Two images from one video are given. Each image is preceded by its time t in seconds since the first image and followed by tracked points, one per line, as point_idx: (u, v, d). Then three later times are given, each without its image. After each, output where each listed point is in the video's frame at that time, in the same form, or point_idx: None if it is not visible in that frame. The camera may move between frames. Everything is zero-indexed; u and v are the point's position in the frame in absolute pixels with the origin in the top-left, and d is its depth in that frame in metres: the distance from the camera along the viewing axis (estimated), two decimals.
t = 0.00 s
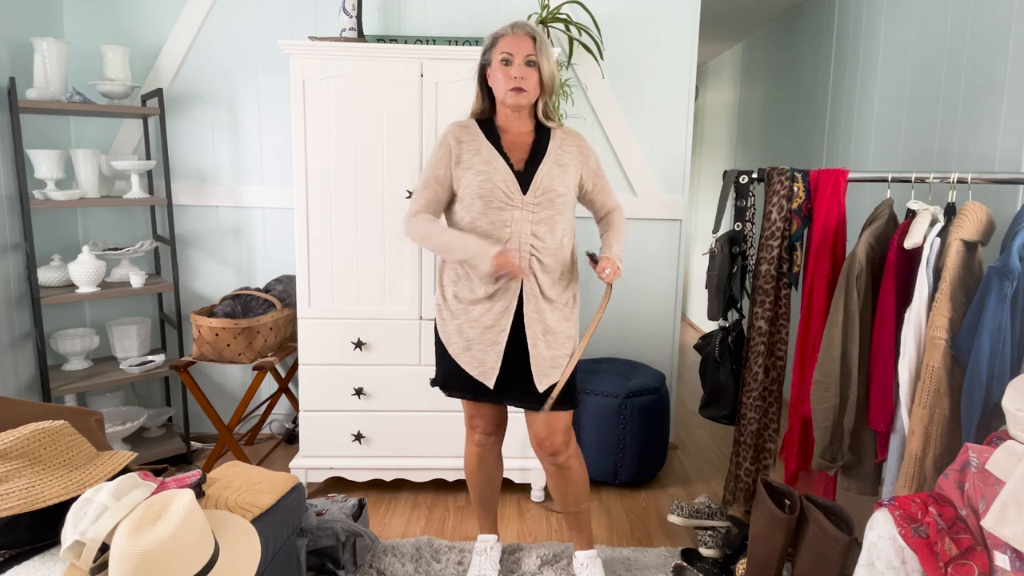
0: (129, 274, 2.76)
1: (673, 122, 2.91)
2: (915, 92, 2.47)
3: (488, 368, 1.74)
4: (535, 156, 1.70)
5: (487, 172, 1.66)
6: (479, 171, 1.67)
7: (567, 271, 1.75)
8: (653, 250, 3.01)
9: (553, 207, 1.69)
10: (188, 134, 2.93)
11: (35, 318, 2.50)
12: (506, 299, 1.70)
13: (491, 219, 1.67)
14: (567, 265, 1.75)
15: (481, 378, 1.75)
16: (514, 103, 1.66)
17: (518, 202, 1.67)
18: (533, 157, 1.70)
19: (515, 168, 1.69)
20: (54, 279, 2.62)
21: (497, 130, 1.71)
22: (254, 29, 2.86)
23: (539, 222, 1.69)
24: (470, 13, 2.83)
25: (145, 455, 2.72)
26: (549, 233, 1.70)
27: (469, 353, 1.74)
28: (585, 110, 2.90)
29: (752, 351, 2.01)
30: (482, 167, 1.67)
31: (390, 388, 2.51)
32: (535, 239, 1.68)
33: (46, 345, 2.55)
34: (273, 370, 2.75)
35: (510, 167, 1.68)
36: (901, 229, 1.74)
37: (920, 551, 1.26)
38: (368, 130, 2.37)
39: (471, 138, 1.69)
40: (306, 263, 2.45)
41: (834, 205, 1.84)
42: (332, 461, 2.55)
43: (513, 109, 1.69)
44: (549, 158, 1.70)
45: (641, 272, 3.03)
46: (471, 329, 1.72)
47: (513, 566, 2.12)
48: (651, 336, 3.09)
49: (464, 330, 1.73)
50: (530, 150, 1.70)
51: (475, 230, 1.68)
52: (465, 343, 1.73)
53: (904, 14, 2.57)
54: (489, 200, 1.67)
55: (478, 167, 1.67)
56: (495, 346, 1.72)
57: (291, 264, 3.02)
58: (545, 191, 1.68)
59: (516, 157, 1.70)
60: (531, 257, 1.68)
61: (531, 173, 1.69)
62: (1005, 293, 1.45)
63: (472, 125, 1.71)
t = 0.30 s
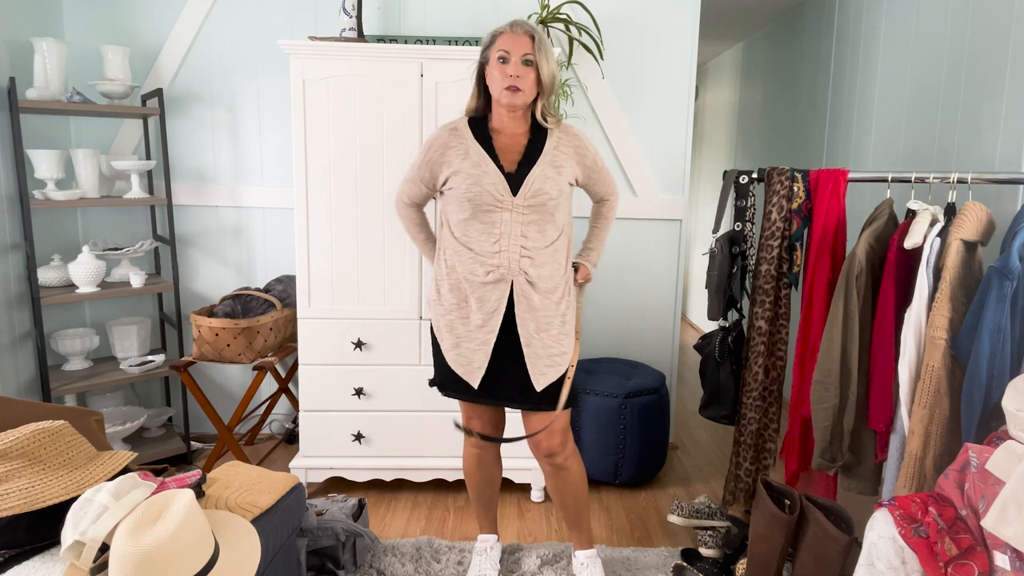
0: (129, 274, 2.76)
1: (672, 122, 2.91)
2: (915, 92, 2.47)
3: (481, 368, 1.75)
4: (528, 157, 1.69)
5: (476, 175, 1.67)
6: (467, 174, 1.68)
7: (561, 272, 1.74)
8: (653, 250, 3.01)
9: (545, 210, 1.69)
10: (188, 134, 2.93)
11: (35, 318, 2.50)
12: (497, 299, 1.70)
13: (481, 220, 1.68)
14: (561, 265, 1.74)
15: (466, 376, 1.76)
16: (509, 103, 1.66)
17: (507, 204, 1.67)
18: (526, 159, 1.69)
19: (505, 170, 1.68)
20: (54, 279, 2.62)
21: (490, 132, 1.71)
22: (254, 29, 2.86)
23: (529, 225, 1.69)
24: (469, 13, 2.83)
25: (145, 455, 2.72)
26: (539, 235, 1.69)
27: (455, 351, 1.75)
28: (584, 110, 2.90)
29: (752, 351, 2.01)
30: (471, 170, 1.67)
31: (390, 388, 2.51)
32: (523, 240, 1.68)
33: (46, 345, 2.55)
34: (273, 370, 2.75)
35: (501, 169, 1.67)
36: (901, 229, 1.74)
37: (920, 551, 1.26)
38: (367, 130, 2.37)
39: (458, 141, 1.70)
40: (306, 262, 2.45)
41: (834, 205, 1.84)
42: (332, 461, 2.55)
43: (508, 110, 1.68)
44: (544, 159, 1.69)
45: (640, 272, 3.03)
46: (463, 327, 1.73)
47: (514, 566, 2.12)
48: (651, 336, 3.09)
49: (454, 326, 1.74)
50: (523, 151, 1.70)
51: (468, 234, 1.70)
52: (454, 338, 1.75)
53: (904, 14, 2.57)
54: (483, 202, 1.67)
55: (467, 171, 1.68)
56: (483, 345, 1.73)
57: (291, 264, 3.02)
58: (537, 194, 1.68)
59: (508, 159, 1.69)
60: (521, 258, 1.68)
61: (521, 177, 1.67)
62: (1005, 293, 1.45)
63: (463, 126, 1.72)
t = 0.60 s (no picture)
0: (129, 274, 2.76)
1: (672, 122, 2.91)
2: (915, 92, 2.47)
3: (478, 368, 1.75)
4: (523, 158, 1.68)
5: (471, 175, 1.67)
6: (463, 175, 1.68)
7: (559, 269, 1.72)
8: (652, 250, 3.01)
9: (542, 209, 1.68)
10: (188, 134, 2.93)
11: (35, 318, 2.50)
12: (492, 298, 1.71)
13: (477, 220, 1.69)
14: (559, 264, 1.73)
15: (463, 375, 1.77)
16: (504, 106, 1.65)
17: (502, 204, 1.67)
18: (522, 160, 1.68)
19: (500, 170, 1.68)
20: (54, 279, 2.62)
21: (485, 133, 1.71)
22: (253, 29, 2.86)
23: (525, 225, 1.68)
24: (470, 13, 2.83)
25: (145, 455, 2.72)
26: (535, 234, 1.69)
27: (452, 350, 1.75)
28: (584, 110, 2.91)
29: (752, 351, 2.01)
30: (466, 171, 1.68)
31: (390, 388, 2.51)
32: (518, 240, 1.68)
33: (46, 345, 2.55)
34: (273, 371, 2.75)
35: (496, 169, 1.67)
36: (901, 229, 1.74)
37: (920, 551, 1.26)
38: (367, 130, 2.37)
39: (454, 144, 1.71)
40: (306, 262, 2.45)
41: (834, 205, 1.84)
42: (332, 461, 2.55)
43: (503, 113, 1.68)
44: (541, 158, 1.68)
45: (640, 271, 3.03)
46: (458, 326, 1.74)
47: (513, 566, 2.12)
48: (651, 336, 3.09)
49: (449, 326, 1.74)
50: (518, 152, 1.69)
51: (465, 234, 1.71)
52: (450, 338, 1.75)
53: (905, 14, 2.57)
54: (480, 201, 1.67)
55: (462, 172, 1.69)
56: (478, 345, 1.73)
57: (291, 264, 3.02)
58: (532, 194, 1.67)
59: (503, 159, 1.70)
60: (516, 258, 1.68)
61: (517, 176, 1.67)
62: (1005, 293, 1.45)
63: (460, 125, 1.72)
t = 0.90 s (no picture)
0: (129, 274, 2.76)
1: (672, 122, 2.91)
2: (915, 92, 2.47)
3: (480, 368, 1.75)
4: (524, 157, 1.68)
5: (472, 174, 1.67)
6: (463, 174, 1.68)
7: (560, 268, 1.72)
8: (652, 249, 3.01)
9: (543, 208, 1.68)
10: (188, 134, 2.93)
11: (35, 318, 2.50)
12: (494, 299, 1.71)
13: (478, 219, 1.69)
14: (560, 262, 1.73)
15: (465, 375, 1.77)
16: (504, 108, 1.65)
17: (503, 203, 1.67)
18: (522, 159, 1.68)
19: (501, 169, 1.68)
20: (54, 279, 2.62)
21: (485, 132, 1.71)
22: (253, 29, 2.86)
23: (526, 224, 1.68)
24: (470, 13, 2.83)
25: (144, 455, 2.72)
26: (536, 233, 1.69)
27: (455, 350, 1.75)
28: (584, 111, 2.91)
29: (752, 351, 2.01)
30: (466, 170, 1.68)
31: (390, 388, 2.51)
32: (520, 240, 1.68)
33: (46, 345, 2.55)
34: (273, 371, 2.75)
35: (496, 168, 1.67)
36: (901, 229, 1.74)
37: (920, 551, 1.26)
38: (368, 130, 2.37)
39: (454, 142, 1.71)
40: (306, 262, 2.45)
41: (834, 205, 1.84)
42: (332, 461, 2.55)
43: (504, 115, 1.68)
44: (541, 156, 1.69)
45: (640, 271, 3.03)
46: (460, 327, 1.74)
47: (513, 566, 2.12)
48: (651, 336, 3.09)
49: (451, 326, 1.75)
50: (519, 152, 1.69)
51: (465, 233, 1.70)
52: (452, 339, 1.75)
53: (905, 14, 2.57)
54: (481, 201, 1.67)
55: (462, 171, 1.69)
56: (480, 345, 1.74)
57: (291, 264, 3.02)
58: (533, 193, 1.67)
59: (503, 158, 1.70)
60: (518, 258, 1.68)
61: (518, 175, 1.67)
62: (1005, 293, 1.45)
63: (461, 123, 1.72)
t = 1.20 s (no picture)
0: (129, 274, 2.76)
1: (672, 122, 2.91)
2: (915, 92, 2.47)
3: (483, 368, 1.75)
4: (528, 156, 1.68)
5: (474, 172, 1.67)
6: (466, 172, 1.68)
7: (563, 267, 1.75)
8: (653, 249, 3.01)
9: (545, 207, 1.69)
10: (188, 134, 2.93)
11: (35, 318, 2.50)
12: (497, 299, 1.71)
13: (481, 219, 1.69)
14: (562, 261, 1.75)
15: (469, 375, 1.76)
16: (507, 109, 1.64)
17: (506, 203, 1.67)
18: (525, 157, 1.68)
19: (503, 168, 1.68)
20: (54, 279, 2.62)
21: (488, 130, 1.71)
22: (253, 29, 2.86)
23: (529, 223, 1.69)
24: (470, 13, 2.83)
25: (144, 455, 2.72)
26: (539, 233, 1.70)
27: (458, 350, 1.75)
28: (584, 110, 2.91)
29: (752, 351, 2.01)
30: (469, 168, 1.67)
31: (390, 388, 2.51)
32: (523, 239, 1.69)
33: (46, 344, 2.55)
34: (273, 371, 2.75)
35: (499, 167, 1.67)
36: (900, 229, 1.74)
37: (920, 551, 1.26)
38: (368, 130, 2.37)
39: (456, 138, 1.70)
40: (306, 262, 2.45)
41: (834, 205, 1.84)
42: (332, 461, 2.55)
43: (507, 116, 1.67)
44: (543, 156, 1.69)
45: (641, 271, 3.03)
46: (463, 327, 1.74)
47: (513, 566, 2.12)
48: (652, 335, 3.09)
49: (454, 327, 1.74)
50: (523, 150, 1.69)
51: (467, 232, 1.70)
52: (456, 338, 1.75)
53: (905, 14, 2.57)
54: (483, 200, 1.67)
55: (465, 167, 1.68)
56: (483, 345, 1.73)
57: (291, 264, 3.02)
58: (535, 192, 1.68)
59: (506, 157, 1.69)
60: (522, 257, 1.69)
61: (520, 174, 1.67)
62: (1005, 293, 1.45)
63: (463, 121, 1.72)
